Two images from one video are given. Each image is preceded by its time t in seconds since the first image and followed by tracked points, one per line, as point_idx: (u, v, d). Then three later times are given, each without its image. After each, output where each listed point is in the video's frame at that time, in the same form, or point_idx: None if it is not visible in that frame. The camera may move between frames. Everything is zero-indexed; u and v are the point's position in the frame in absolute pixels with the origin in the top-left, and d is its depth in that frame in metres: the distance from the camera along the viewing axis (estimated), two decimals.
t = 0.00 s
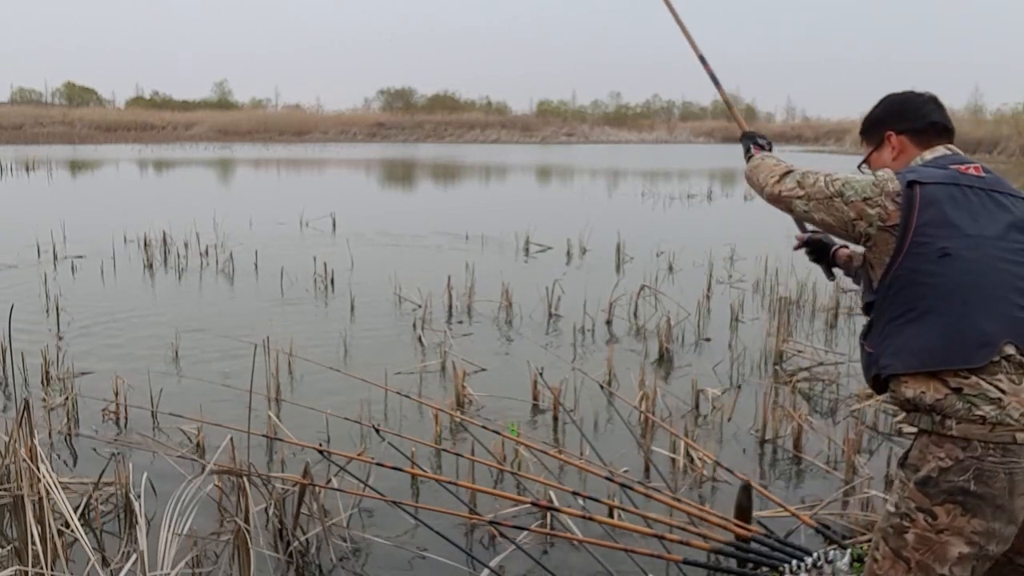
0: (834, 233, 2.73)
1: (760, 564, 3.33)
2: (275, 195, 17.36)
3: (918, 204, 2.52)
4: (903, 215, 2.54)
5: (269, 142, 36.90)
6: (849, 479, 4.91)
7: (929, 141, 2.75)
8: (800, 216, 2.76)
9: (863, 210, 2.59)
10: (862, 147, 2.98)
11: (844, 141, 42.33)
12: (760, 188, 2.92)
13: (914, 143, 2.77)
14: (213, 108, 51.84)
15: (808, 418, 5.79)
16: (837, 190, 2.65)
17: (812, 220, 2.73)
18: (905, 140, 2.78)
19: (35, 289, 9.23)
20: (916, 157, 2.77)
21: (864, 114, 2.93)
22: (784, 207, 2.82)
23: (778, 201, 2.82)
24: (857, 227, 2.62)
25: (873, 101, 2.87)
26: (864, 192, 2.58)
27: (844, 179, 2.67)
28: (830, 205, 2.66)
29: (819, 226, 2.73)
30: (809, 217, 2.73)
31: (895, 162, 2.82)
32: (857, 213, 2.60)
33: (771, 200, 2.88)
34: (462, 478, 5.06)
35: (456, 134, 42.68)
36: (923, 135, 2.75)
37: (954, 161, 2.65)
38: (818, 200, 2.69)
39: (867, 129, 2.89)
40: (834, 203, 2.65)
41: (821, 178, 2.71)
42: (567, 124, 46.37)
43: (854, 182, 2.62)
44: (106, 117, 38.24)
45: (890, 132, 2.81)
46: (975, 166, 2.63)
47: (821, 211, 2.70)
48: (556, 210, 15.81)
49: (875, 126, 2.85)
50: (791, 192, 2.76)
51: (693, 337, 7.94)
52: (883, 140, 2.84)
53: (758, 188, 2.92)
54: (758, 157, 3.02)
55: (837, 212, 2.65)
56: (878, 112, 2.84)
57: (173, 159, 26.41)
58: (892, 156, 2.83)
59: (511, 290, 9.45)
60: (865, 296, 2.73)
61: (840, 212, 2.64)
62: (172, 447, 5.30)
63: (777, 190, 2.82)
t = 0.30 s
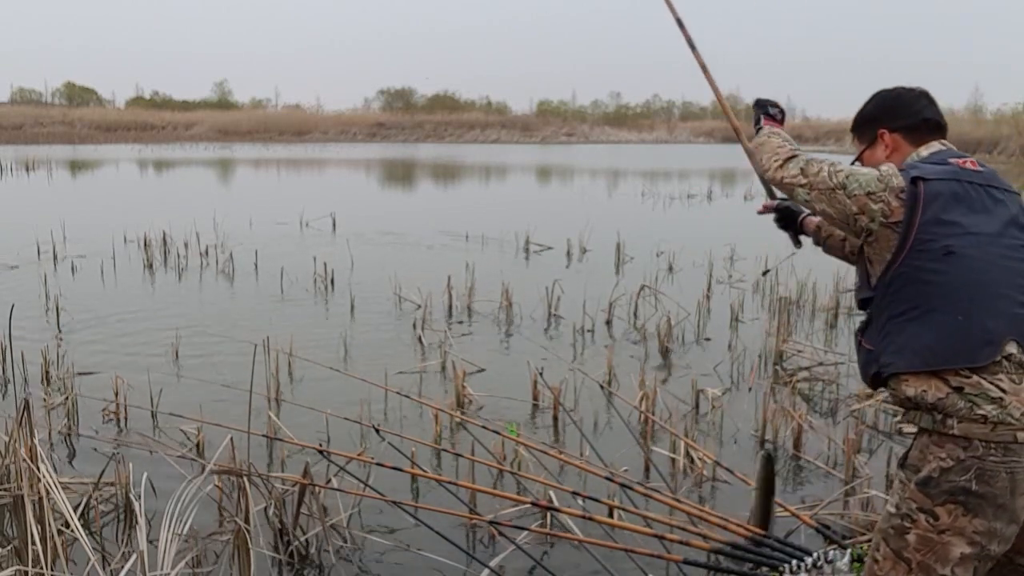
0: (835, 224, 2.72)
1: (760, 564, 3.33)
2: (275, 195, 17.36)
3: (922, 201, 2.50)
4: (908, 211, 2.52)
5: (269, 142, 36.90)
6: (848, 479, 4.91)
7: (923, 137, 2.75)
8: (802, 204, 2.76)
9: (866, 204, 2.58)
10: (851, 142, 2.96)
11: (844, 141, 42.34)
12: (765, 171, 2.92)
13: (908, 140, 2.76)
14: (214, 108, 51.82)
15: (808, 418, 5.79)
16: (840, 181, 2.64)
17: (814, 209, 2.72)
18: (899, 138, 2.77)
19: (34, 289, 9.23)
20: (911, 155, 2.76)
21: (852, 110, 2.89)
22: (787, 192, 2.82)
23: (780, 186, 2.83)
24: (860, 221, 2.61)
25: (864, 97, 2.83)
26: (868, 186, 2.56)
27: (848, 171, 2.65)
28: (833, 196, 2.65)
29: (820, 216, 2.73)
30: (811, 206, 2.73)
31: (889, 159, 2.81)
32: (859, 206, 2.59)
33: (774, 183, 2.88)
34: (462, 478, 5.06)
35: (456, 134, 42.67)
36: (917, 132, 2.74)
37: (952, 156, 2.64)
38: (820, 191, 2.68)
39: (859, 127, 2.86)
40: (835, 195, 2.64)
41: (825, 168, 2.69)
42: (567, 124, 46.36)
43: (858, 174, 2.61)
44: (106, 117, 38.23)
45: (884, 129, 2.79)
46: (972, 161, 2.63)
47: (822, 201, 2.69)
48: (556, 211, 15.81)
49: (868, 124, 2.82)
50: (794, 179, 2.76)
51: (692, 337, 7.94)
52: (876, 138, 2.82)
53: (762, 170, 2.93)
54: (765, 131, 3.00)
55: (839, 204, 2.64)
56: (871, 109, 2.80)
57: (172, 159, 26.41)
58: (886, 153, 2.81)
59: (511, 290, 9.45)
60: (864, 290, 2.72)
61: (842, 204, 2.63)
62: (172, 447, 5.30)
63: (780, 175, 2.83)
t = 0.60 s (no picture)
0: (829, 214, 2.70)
1: (760, 564, 3.33)
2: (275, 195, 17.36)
3: (919, 198, 2.49)
4: (904, 208, 2.51)
5: (269, 142, 36.91)
6: (848, 479, 4.91)
7: (919, 131, 2.72)
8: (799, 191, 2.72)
9: (863, 198, 2.56)
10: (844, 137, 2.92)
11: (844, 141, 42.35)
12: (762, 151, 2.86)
13: (904, 134, 2.73)
14: (213, 108, 51.81)
15: (807, 418, 5.78)
16: (841, 173, 2.61)
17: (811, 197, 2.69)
18: (896, 131, 2.74)
19: (35, 289, 9.22)
20: (907, 149, 2.73)
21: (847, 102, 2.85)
22: (783, 176, 2.77)
23: (778, 169, 2.78)
24: (855, 215, 2.59)
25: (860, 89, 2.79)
26: (867, 181, 2.54)
27: (848, 163, 2.62)
28: (831, 187, 2.62)
29: (815, 205, 2.70)
30: (808, 193, 2.69)
31: (885, 153, 2.77)
32: (856, 200, 2.57)
33: (770, 165, 2.83)
34: (463, 478, 5.06)
35: (456, 134, 42.68)
36: (914, 126, 2.71)
37: (949, 150, 2.62)
38: (819, 181, 2.64)
39: (854, 120, 2.82)
40: (834, 187, 2.61)
41: (825, 157, 2.65)
42: (567, 124, 46.36)
43: (859, 167, 2.58)
44: (106, 117, 38.22)
45: (880, 123, 2.75)
46: (969, 156, 2.62)
47: (820, 190, 2.66)
48: (556, 211, 15.81)
49: (864, 116, 2.78)
50: (792, 165, 2.71)
51: (692, 337, 7.94)
52: (872, 132, 2.78)
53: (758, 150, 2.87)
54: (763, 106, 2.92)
55: (837, 196, 2.61)
56: (867, 101, 2.76)
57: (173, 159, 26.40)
58: (882, 147, 2.77)
59: (511, 290, 9.44)
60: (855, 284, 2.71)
61: (840, 196, 2.60)
62: (172, 447, 5.29)
63: (778, 158, 2.77)
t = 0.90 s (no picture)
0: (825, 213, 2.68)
1: (760, 564, 3.34)
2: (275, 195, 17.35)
3: (916, 200, 2.49)
4: (901, 210, 2.50)
5: (269, 142, 36.91)
6: (849, 479, 4.91)
7: (919, 128, 2.71)
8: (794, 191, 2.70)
9: (860, 200, 2.54)
10: (841, 132, 2.90)
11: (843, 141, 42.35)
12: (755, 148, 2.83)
13: (904, 130, 2.72)
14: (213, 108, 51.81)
15: (808, 418, 5.78)
16: (837, 173, 2.58)
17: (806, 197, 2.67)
18: (895, 127, 2.73)
19: (35, 289, 9.22)
20: (906, 146, 2.73)
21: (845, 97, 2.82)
22: (778, 175, 2.74)
23: (772, 168, 2.75)
24: (853, 216, 2.57)
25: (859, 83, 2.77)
26: (864, 182, 2.52)
27: (844, 162, 2.59)
28: (827, 187, 2.59)
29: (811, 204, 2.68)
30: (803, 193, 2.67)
31: (883, 149, 2.76)
32: (854, 201, 2.55)
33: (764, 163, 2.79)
34: (463, 478, 5.06)
35: (456, 134, 42.67)
36: (913, 122, 2.70)
37: (947, 150, 2.62)
38: (815, 181, 2.62)
39: (853, 115, 2.79)
40: (831, 187, 2.59)
41: (821, 156, 2.62)
42: (567, 124, 46.37)
43: (856, 168, 2.56)
44: (106, 117, 38.21)
45: (879, 119, 2.74)
46: (967, 154, 2.61)
47: (815, 190, 2.64)
48: (556, 211, 15.81)
49: (863, 112, 2.76)
50: (787, 164, 2.68)
51: (692, 337, 7.94)
52: (870, 128, 2.76)
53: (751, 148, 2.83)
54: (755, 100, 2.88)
55: (833, 195, 2.59)
56: (867, 96, 2.74)
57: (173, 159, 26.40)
58: (880, 143, 2.76)
59: (511, 290, 9.44)
60: (852, 283, 2.72)
61: (837, 197, 2.58)
62: (172, 447, 5.29)
63: (772, 157, 2.74)
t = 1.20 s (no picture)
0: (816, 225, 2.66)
1: (760, 564, 3.34)
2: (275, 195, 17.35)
3: (913, 208, 2.48)
4: (898, 219, 2.49)
5: (269, 142, 36.90)
6: (848, 479, 4.91)
7: (919, 124, 2.71)
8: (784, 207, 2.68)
9: (857, 210, 2.53)
10: (843, 124, 2.91)
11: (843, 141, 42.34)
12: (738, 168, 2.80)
13: (904, 126, 2.71)
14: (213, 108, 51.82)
15: (808, 418, 5.78)
16: (826, 185, 2.56)
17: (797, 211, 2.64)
18: (895, 124, 2.72)
19: (35, 289, 9.22)
20: (905, 144, 2.73)
21: (846, 90, 2.82)
22: (765, 193, 2.72)
23: (757, 186, 2.72)
24: (849, 226, 2.56)
25: (859, 77, 2.76)
26: (858, 192, 2.51)
27: (834, 172, 2.57)
28: (818, 201, 2.58)
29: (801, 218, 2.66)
30: (793, 209, 2.65)
31: (882, 146, 2.77)
32: (848, 212, 2.54)
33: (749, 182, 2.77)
34: (463, 478, 5.07)
35: (456, 134, 42.67)
36: (913, 118, 2.70)
37: (946, 149, 2.60)
38: (805, 196, 2.60)
39: (853, 109, 2.79)
40: (821, 200, 2.57)
41: (808, 170, 2.60)
42: (567, 124, 46.36)
43: (846, 178, 2.54)
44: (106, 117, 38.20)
45: (878, 114, 2.73)
46: (965, 154, 2.59)
47: (806, 205, 2.62)
48: (556, 211, 15.81)
49: (863, 107, 2.76)
50: (774, 182, 2.66)
51: (692, 337, 7.94)
52: (870, 122, 2.76)
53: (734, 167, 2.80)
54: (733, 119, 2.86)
55: (825, 209, 2.57)
56: (867, 91, 2.74)
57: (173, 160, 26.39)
58: (880, 139, 2.76)
59: (511, 290, 9.44)
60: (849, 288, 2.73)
61: (830, 209, 2.56)
62: (172, 447, 5.30)
63: (756, 176, 2.71)
